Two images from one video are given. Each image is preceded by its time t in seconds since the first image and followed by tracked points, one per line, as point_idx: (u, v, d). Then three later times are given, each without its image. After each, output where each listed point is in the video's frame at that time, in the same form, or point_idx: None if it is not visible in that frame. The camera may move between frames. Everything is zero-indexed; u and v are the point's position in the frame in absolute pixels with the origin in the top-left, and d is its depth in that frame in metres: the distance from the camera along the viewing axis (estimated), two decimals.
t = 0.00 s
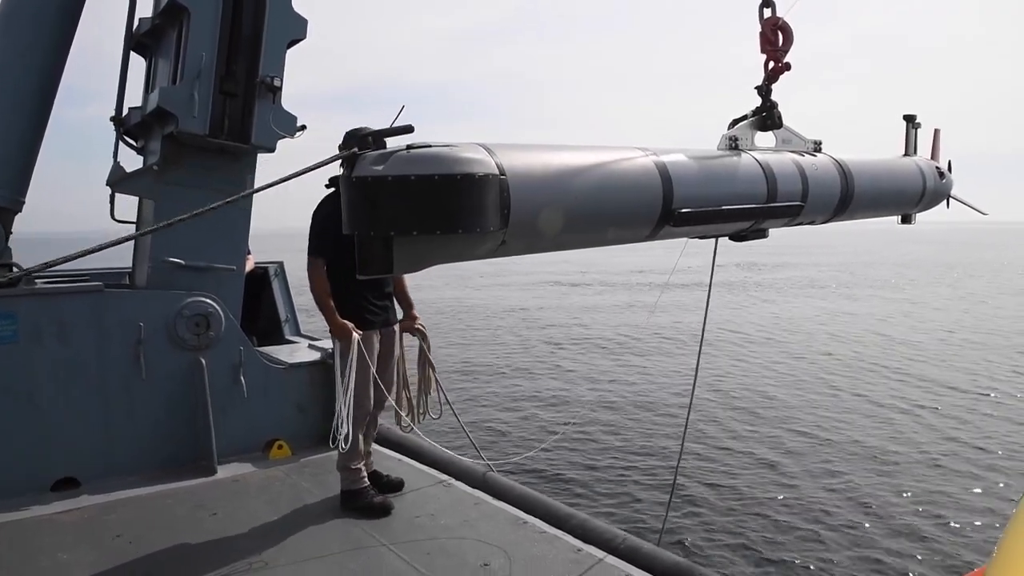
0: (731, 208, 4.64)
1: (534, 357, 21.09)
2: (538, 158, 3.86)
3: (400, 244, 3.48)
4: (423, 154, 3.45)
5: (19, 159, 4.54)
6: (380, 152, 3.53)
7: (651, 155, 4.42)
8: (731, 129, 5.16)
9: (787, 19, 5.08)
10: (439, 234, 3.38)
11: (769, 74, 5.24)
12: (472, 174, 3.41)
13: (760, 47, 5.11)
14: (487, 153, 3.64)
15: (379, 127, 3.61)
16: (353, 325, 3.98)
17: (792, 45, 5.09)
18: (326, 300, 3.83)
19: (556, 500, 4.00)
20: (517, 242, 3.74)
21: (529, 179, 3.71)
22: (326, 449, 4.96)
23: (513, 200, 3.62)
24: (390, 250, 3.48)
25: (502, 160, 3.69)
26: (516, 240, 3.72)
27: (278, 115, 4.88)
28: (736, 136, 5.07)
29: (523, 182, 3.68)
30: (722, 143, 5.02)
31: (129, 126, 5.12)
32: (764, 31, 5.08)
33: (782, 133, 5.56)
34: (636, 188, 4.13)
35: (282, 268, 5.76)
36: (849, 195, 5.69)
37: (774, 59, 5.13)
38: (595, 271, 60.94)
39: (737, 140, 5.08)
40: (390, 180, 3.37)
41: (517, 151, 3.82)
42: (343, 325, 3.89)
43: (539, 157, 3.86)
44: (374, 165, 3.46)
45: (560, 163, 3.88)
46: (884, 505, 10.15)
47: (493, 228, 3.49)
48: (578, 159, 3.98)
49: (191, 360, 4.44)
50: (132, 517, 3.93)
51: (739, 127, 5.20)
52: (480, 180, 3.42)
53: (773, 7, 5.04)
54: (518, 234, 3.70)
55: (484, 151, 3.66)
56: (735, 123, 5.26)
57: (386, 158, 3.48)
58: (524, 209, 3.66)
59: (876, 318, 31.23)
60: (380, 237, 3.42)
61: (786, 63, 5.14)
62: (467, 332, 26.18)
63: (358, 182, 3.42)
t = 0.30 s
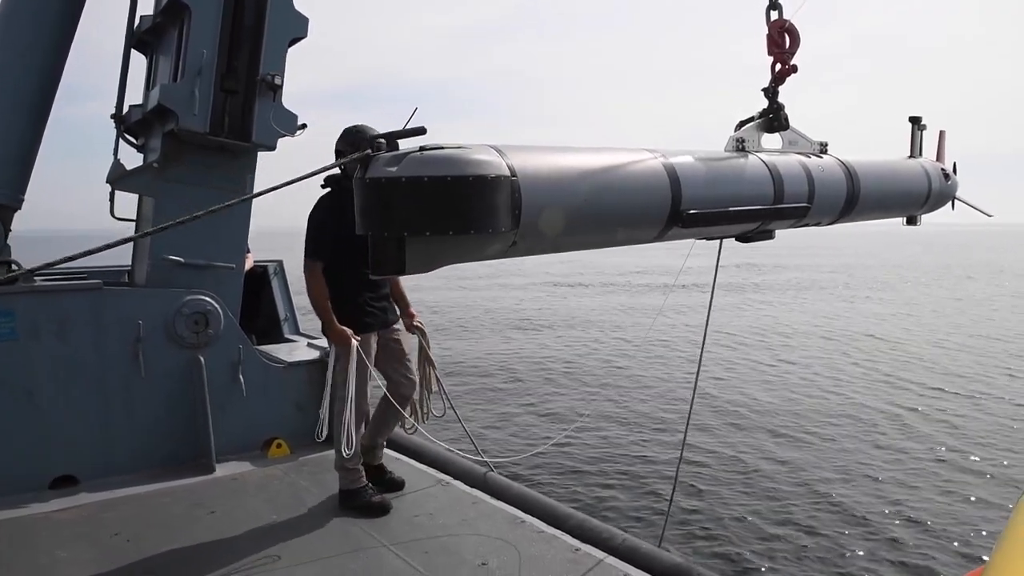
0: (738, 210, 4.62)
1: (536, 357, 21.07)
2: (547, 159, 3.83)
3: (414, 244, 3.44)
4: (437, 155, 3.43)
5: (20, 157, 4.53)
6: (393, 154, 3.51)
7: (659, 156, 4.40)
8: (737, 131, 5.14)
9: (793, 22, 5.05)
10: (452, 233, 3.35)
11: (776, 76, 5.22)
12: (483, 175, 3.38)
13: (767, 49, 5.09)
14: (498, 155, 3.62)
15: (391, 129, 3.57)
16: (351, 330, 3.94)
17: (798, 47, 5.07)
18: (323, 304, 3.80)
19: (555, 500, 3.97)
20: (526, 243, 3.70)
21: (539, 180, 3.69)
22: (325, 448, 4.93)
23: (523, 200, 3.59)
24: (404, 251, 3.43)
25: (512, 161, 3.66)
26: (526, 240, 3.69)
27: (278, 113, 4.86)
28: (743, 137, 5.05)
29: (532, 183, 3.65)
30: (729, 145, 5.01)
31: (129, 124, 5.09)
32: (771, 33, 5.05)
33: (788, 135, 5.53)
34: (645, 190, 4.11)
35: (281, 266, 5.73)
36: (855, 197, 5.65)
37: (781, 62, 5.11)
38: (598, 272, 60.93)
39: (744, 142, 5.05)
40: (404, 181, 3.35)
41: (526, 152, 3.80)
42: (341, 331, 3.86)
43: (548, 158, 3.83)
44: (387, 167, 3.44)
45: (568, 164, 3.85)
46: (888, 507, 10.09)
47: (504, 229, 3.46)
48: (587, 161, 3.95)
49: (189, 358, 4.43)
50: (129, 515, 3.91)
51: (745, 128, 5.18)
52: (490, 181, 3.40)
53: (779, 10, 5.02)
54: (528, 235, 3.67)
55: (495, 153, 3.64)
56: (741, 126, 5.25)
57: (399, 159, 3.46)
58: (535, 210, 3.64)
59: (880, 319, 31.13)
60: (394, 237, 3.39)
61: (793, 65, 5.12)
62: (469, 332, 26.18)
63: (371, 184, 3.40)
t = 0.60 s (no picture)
0: (737, 215, 4.61)
1: (532, 361, 21.06)
2: (549, 164, 3.80)
3: (416, 248, 3.42)
4: (441, 160, 3.40)
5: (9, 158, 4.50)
6: (398, 158, 3.50)
7: (659, 162, 4.38)
8: (735, 136, 5.13)
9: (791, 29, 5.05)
10: (455, 238, 3.32)
11: (773, 83, 5.22)
12: (486, 180, 3.35)
13: (764, 56, 5.09)
14: (500, 160, 3.58)
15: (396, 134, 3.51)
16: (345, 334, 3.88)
17: (796, 54, 5.06)
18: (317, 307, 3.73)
19: (545, 503, 3.94)
20: (528, 248, 3.67)
21: (541, 185, 3.65)
22: (314, 450, 4.90)
23: (525, 205, 3.56)
24: (406, 256, 3.42)
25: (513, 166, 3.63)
26: (528, 244, 3.65)
27: (271, 114, 4.81)
28: (741, 144, 5.04)
29: (535, 189, 3.62)
30: (727, 151, 5.00)
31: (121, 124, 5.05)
32: (768, 41, 5.05)
33: (786, 141, 5.53)
34: (644, 195, 4.09)
35: (271, 268, 5.72)
36: (852, 202, 5.65)
37: (779, 69, 5.11)
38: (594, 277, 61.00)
39: (742, 148, 5.05)
40: (407, 185, 3.32)
41: (527, 157, 3.77)
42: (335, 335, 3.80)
43: (550, 164, 3.80)
44: (391, 171, 3.43)
45: (569, 169, 3.83)
46: (881, 512, 10.09)
47: (507, 233, 3.42)
48: (589, 166, 3.93)
49: (178, 359, 4.39)
50: (116, 518, 3.86)
51: (743, 134, 5.17)
52: (493, 186, 3.36)
53: (777, 17, 5.02)
54: (530, 239, 3.64)
55: (498, 158, 3.60)
56: (739, 132, 5.24)
57: (404, 164, 3.45)
58: (538, 215, 3.61)
59: (873, 325, 31.20)
60: (397, 241, 3.37)
61: (790, 72, 5.12)
62: (465, 336, 26.16)
63: (375, 190, 3.41)
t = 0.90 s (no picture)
0: (734, 208, 4.61)
1: (527, 354, 21.08)
2: (547, 158, 3.77)
3: (418, 243, 3.40)
4: (441, 154, 3.37)
5: None
6: (399, 152, 3.46)
7: (657, 155, 4.36)
8: (732, 130, 5.12)
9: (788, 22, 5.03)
10: (456, 232, 3.30)
11: (770, 76, 5.21)
12: (486, 174, 3.33)
13: (760, 50, 5.08)
14: (500, 154, 3.56)
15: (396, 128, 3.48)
16: (341, 325, 3.83)
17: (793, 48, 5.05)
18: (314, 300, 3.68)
19: (536, 493, 3.94)
20: (528, 242, 3.65)
21: (541, 179, 3.63)
22: (306, 441, 4.89)
23: (525, 199, 3.54)
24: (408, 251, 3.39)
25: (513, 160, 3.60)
26: (528, 238, 3.64)
27: (262, 105, 4.68)
28: (738, 137, 5.03)
29: (535, 183, 3.59)
30: (724, 144, 4.99)
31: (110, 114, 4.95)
32: (764, 34, 5.04)
33: (782, 134, 5.51)
34: (643, 188, 4.07)
35: (262, 259, 5.70)
36: (847, 195, 5.64)
37: (774, 62, 5.09)
38: (589, 270, 61.08)
39: (739, 141, 5.04)
40: (409, 180, 3.29)
41: (526, 150, 3.74)
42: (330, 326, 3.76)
43: (549, 157, 3.77)
44: (392, 166, 3.40)
45: (569, 163, 3.80)
46: (873, 504, 10.14)
47: (507, 227, 3.41)
48: (589, 160, 3.91)
49: (168, 352, 4.36)
50: (106, 510, 3.84)
51: (739, 127, 5.16)
52: (492, 180, 3.34)
53: (773, 10, 5.00)
54: (530, 233, 3.62)
55: (497, 152, 3.58)
56: (735, 125, 5.23)
57: (405, 159, 3.41)
58: (539, 209, 3.59)
59: (866, 318, 31.31)
60: (398, 236, 3.34)
61: (787, 65, 5.11)
62: (460, 330, 26.15)
63: (377, 185, 3.35)
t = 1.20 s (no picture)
0: (730, 205, 4.60)
1: (520, 350, 21.07)
2: (545, 155, 3.75)
3: (416, 240, 3.36)
4: (440, 151, 3.35)
5: None
6: (397, 150, 3.43)
7: (653, 152, 4.34)
8: (727, 126, 5.11)
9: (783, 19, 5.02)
10: (455, 229, 3.28)
11: (765, 73, 5.20)
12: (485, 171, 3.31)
13: (756, 46, 5.07)
14: (498, 150, 3.53)
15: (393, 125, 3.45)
16: (333, 320, 3.80)
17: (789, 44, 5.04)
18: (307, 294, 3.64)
19: (527, 488, 3.93)
20: (526, 239, 3.64)
21: (540, 175, 3.61)
22: (296, 436, 4.87)
23: (524, 196, 3.52)
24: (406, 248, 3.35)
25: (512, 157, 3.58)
26: (527, 235, 3.62)
27: (253, 98, 4.62)
28: (733, 134, 5.03)
29: (534, 179, 3.58)
30: (720, 141, 4.98)
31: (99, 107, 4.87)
32: (761, 31, 5.03)
33: (777, 131, 5.50)
34: (640, 185, 4.05)
35: (253, 254, 5.68)
36: (841, 192, 5.64)
37: (770, 58, 5.08)
38: (584, 266, 61.08)
39: (734, 138, 5.03)
40: (408, 177, 3.26)
41: (524, 147, 3.72)
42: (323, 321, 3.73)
43: (547, 154, 3.75)
44: (391, 162, 3.36)
45: (567, 160, 3.78)
46: (865, 498, 10.17)
47: (505, 224, 3.39)
48: (587, 157, 3.89)
49: (158, 346, 4.33)
50: (95, 505, 3.81)
51: (735, 124, 5.15)
52: (491, 177, 3.32)
53: (769, 7, 4.99)
54: (528, 230, 3.60)
55: (495, 148, 3.55)
56: (732, 121, 5.21)
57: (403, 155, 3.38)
58: (538, 206, 3.57)
59: (859, 315, 31.41)
60: (397, 233, 3.31)
61: (782, 62, 5.10)
62: (454, 326, 26.12)
63: (375, 182, 3.32)
